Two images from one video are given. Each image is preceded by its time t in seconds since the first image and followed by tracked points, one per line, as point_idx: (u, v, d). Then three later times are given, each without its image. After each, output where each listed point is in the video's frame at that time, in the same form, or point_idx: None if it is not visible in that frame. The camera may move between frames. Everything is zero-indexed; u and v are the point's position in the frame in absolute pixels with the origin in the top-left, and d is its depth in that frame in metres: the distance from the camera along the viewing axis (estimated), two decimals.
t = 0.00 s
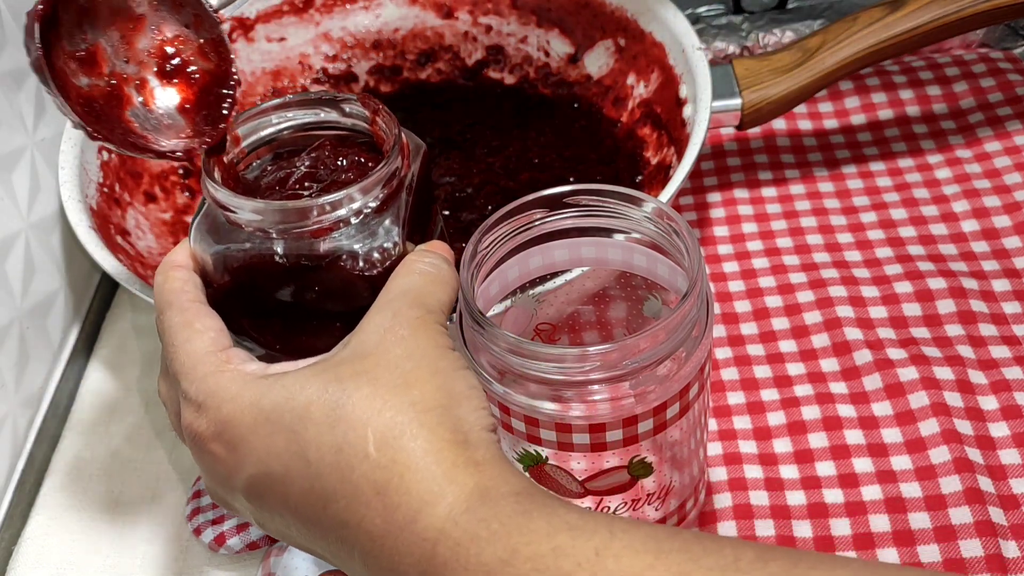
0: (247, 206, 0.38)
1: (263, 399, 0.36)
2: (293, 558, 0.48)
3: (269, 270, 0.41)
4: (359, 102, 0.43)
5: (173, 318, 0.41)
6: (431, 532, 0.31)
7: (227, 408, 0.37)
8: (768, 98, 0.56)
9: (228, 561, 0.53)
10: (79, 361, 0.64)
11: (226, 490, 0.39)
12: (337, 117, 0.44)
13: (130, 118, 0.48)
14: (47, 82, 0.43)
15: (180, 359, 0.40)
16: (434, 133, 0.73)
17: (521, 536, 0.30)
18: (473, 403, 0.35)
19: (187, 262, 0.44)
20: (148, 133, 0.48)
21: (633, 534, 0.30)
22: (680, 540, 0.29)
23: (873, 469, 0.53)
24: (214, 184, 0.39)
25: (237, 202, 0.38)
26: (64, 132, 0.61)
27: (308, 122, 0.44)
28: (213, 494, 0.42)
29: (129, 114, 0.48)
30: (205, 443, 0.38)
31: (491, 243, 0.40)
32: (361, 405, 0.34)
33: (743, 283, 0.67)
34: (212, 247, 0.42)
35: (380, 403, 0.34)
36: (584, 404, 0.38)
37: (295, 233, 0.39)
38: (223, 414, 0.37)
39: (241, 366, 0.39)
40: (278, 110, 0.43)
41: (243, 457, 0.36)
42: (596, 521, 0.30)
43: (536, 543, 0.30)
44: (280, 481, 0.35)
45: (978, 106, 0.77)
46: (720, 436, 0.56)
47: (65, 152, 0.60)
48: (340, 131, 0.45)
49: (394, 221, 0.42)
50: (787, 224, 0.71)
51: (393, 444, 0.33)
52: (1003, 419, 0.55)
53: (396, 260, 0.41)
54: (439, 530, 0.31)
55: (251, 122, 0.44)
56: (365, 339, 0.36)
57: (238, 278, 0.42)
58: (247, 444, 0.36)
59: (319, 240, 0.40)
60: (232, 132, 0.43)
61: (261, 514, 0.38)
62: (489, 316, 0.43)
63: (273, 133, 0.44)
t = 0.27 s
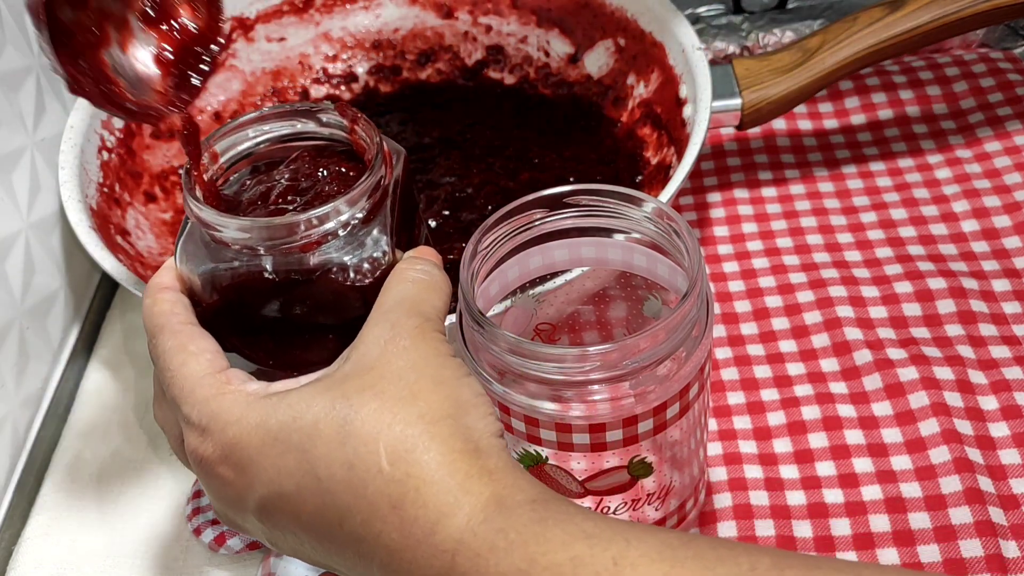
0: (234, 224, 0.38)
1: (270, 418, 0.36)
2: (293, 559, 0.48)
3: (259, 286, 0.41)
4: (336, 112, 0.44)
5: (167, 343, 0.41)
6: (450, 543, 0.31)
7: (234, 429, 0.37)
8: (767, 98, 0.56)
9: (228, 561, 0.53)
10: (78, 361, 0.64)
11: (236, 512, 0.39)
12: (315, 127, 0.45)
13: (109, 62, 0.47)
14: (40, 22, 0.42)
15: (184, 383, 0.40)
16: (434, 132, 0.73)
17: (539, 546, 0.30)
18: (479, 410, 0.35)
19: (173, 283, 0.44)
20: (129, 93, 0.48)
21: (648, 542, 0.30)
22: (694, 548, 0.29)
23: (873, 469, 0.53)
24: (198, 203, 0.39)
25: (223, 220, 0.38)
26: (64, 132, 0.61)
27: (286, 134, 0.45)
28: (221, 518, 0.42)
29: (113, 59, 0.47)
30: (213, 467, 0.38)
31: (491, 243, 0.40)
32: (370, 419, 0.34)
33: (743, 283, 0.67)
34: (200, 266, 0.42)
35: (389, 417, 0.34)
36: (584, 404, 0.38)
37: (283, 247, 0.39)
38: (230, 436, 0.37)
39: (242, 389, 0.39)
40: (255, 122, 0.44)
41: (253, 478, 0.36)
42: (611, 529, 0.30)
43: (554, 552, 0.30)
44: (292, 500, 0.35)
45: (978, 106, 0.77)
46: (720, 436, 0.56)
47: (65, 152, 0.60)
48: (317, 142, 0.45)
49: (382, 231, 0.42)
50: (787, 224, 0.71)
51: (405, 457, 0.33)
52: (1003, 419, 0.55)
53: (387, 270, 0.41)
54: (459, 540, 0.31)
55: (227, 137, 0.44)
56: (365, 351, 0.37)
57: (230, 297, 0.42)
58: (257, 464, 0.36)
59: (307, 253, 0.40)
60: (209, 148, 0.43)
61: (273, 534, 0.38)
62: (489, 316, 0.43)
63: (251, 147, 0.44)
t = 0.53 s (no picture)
0: (240, 221, 0.38)
1: (278, 412, 0.36)
2: (294, 558, 0.48)
3: (264, 284, 0.40)
4: (340, 111, 0.44)
5: (173, 339, 0.41)
6: (458, 535, 0.31)
7: (241, 424, 0.37)
8: (768, 98, 0.56)
9: (229, 561, 0.53)
10: (78, 361, 0.64)
11: (243, 507, 0.39)
12: (318, 126, 0.45)
13: (125, 114, 0.51)
14: (61, 94, 0.47)
15: (190, 379, 0.40)
16: (434, 133, 0.73)
17: (547, 537, 0.30)
18: (486, 404, 0.35)
19: (178, 280, 0.44)
20: (142, 138, 0.52)
21: (658, 533, 0.30)
22: (703, 541, 0.29)
23: (873, 469, 0.53)
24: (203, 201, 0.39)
25: (228, 218, 0.38)
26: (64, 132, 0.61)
27: (289, 134, 0.45)
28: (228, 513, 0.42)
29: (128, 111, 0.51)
30: (220, 461, 0.38)
31: (491, 242, 0.40)
32: (378, 413, 0.34)
33: (743, 283, 0.67)
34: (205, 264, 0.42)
35: (398, 410, 0.34)
36: (584, 404, 0.38)
37: (289, 245, 0.39)
38: (237, 430, 0.37)
39: (249, 383, 0.39)
40: (260, 121, 0.44)
41: (260, 472, 0.36)
42: (620, 522, 0.30)
43: (562, 544, 0.29)
44: (300, 493, 0.35)
45: (978, 106, 0.77)
46: (720, 436, 0.56)
47: (65, 152, 0.60)
48: (320, 142, 0.45)
49: (386, 229, 0.42)
50: (787, 224, 0.71)
51: (414, 450, 0.33)
52: (1003, 419, 0.55)
53: (391, 267, 0.42)
54: (467, 532, 0.31)
55: (232, 136, 0.44)
56: (372, 347, 0.36)
57: (235, 294, 0.41)
58: (264, 458, 0.36)
59: (313, 250, 0.40)
60: (213, 146, 0.43)
61: (280, 528, 0.38)
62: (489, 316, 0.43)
63: (254, 146, 0.44)
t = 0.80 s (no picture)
0: (242, 222, 0.38)
1: (282, 412, 0.36)
2: (294, 558, 0.48)
3: (267, 285, 0.41)
4: (340, 115, 0.44)
5: (175, 340, 0.41)
6: (464, 531, 0.31)
7: (245, 424, 0.37)
8: (768, 98, 0.56)
9: (229, 561, 0.53)
10: (78, 361, 0.64)
11: (246, 508, 0.39)
12: (318, 130, 0.45)
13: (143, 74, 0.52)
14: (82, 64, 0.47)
15: (194, 379, 0.40)
16: (434, 132, 0.73)
17: (553, 533, 0.30)
18: (491, 402, 0.35)
19: (179, 283, 0.44)
20: (161, 100, 0.53)
21: (664, 529, 0.30)
22: (709, 537, 0.29)
23: (873, 469, 0.53)
24: (206, 202, 0.39)
25: (231, 219, 0.38)
26: (64, 133, 0.61)
27: (290, 137, 0.45)
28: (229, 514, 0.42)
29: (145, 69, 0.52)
30: (223, 462, 0.38)
31: (491, 243, 0.40)
32: (383, 411, 0.34)
33: (743, 283, 0.67)
34: (207, 266, 0.42)
35: (403, 408, 0.34)
36: (584, 404, 0.38)
37: (291, 247, 0.39)
38: (240, 430, 0.37)
39: (252, 383, 0.39)
40: (261, 125, 0.44)
41: (264, 473, 0.36)
42: (626, 517, 0.30)
43: (568, 540, 0.29)
44: (305, 492, 0.35)
45: (978, 106, 0.77)
46: (720, 436, 0.56)
47: (65, 152, 0.60)
48: (321, 146, 0.45)
49: (387, 232, 0.42)
50: (787, 224, 0.71)
51: (419, 447, 0.33)
52: (1003, 419, 0.55)
53: (393, 269, 0.42)
54: (473, 528, 0.31)
55: (233, 139, 0.44)
56: (376, 345, 0.36)
57: (237, 296, 0.42)
58: (268, 458, 0.36)
59: (315, 253, 0.40)
60: (214, 149, 0.43)
61: (284, 528, 0.38)
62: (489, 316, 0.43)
63: (254, 150, 0.44)
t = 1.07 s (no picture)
0: (249, 215, 0.38)
1: (284, 409, 0.36)
2: (295, 558, 0.48)
3: (271, 279, 0.40)
4: (349, 111, 0.44)
5: (178, 333, 0.41)
6: (465, 531, 0.31)
7: (246, 420, 0.37)
8: (768, 98, 0.56)
9: (229, 561, 0.53)
10: (79, 361, 0.64)
11: (246, 502, 0.39)
12: (326, 125, 0.44)
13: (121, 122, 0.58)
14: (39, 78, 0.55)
15: (196, 373, 0.40)
16: (434, 132, 0.73)
17: (554, 533, 0.30)
18: (494, 402, 0.35)
19: (184, 275, 0.44)
20: (137, 146, 0.59)
21: (664, 530, 0.30)
22: (709, 538, 0.29)
23: (873, 469, 0.53)
24: (213, 194, 0.39)
25: (237, 212, 0.38)
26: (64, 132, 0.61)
27: (298, 131, 0.44)
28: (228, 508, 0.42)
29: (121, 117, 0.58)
30: (224, 457, 0.38)
31: (491, 243, 0.40)
32: (385, 410, 0.34)
33: (743, 283, 0.67)
34: (212, 258, 0.42)
35: (405, 407, 0.34)
36: (584, 404, 0.38)
37: (297, 241, 0.39)
38: (242, 426, 0.37)
39: (254, 378, 0.39)
40: (270, 117, 0.43)
41: (265, 469, 0.36)
42: (626, 518, 0.30)
43: (569, 540, 0.30)
44: (305, 490, 0.35)
45: (978, 106, 0.77)
46: (720, 436, 0.56)
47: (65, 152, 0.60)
48: (328, 140, 0.45)
49: (394, 229, 0.42)
50: (787, 224, 0.71)
51: (421, 447, 0.33)
52: (1003, 419, 0.55)
53: (397, 266, 0.42)
54: (473, 528, 0.31)
55: (240, 132, 0.44)
56: (380, 344, 0.36)
57: (241, 290, 0.41)
58: (270, 455, 0.36)
59: (321, 248, 0.40)
60: (222, 141, 0.43)
61: (283, 524, 0.38)
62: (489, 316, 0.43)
63: (262, 143, 0.44)
